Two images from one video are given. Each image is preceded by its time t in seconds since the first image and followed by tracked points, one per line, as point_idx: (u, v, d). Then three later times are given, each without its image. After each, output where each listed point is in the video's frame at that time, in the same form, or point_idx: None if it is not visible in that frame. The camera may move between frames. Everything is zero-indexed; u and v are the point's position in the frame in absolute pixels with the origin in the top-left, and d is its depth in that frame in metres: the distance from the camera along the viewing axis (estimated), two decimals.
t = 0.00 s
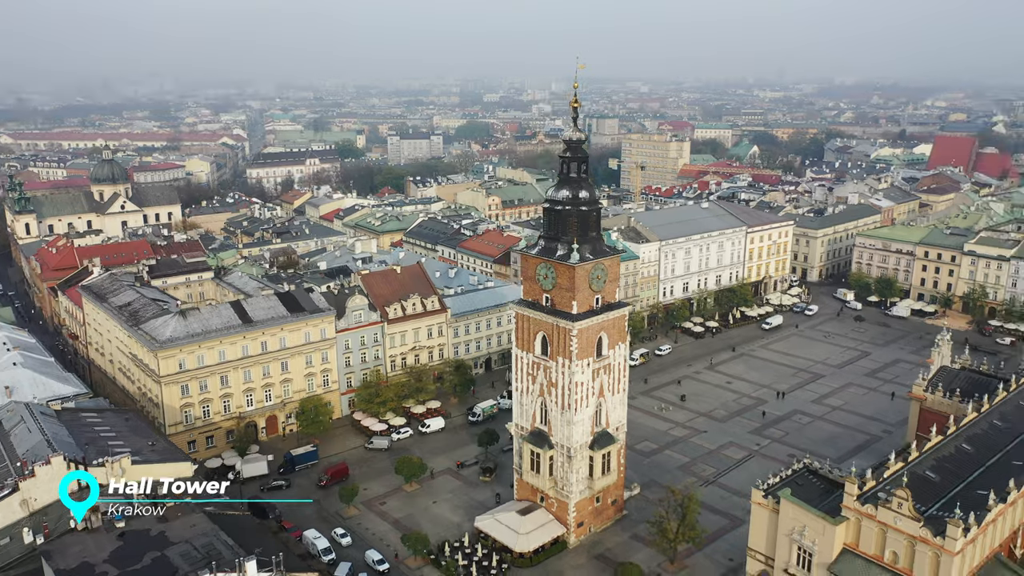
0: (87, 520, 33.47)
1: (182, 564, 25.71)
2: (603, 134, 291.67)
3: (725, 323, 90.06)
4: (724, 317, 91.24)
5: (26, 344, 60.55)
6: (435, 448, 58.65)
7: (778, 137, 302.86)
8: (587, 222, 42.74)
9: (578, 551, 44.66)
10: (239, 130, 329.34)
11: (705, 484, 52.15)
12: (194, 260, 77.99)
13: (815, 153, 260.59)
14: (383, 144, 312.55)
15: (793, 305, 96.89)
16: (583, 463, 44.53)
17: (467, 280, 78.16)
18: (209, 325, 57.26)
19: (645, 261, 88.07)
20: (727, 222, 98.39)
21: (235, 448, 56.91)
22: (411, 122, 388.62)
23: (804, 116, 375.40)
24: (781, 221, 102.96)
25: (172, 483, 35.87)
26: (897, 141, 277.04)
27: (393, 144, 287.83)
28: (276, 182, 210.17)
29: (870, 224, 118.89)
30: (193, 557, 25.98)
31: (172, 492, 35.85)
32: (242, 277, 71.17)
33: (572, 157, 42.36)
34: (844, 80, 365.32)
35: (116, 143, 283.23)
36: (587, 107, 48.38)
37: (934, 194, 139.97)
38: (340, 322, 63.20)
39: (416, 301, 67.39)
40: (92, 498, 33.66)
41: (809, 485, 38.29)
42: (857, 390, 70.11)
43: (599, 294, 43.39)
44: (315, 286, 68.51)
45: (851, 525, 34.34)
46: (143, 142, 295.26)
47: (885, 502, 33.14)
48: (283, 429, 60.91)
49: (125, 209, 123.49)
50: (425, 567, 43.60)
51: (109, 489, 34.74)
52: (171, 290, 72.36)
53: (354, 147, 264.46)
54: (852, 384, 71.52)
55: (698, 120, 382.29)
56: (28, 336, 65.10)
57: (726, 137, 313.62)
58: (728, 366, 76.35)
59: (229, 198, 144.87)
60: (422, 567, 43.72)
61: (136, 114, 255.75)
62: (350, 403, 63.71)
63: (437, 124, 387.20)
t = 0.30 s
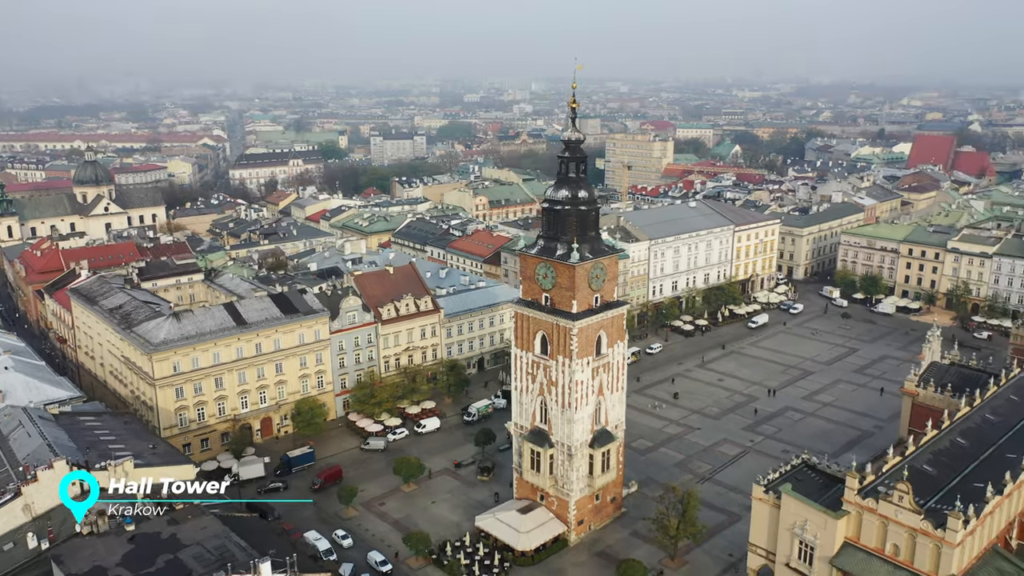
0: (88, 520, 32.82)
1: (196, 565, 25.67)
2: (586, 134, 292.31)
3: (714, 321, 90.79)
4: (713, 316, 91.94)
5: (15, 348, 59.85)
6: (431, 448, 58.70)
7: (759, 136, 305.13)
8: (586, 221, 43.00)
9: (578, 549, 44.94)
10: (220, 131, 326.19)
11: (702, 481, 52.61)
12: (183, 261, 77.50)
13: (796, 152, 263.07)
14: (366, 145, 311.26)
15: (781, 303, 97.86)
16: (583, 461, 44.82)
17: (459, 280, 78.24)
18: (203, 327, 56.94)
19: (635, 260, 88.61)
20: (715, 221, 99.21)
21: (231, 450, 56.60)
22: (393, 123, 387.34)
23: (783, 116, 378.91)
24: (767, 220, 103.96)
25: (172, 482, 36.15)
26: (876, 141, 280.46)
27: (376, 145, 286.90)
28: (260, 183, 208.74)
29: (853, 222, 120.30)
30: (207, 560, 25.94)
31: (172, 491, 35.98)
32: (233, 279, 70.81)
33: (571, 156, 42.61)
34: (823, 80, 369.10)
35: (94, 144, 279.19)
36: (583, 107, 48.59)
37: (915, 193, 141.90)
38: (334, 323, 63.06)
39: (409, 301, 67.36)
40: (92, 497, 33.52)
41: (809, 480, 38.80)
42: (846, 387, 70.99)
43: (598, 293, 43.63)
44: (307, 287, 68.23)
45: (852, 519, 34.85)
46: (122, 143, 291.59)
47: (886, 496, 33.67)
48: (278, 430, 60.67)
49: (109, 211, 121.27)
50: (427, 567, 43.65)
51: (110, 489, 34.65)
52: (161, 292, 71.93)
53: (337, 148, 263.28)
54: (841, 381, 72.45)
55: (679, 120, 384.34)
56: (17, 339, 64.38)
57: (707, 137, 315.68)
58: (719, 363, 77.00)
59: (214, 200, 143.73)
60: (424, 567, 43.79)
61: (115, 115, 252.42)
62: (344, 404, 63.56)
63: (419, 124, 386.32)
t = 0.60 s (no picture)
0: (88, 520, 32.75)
1: (214, 568, 25.69)
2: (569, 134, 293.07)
3: (703, 320, 91.54)
4: (703, 314, 92.71)
5: (6, 352, 59.25)
6: (429, 449, 58.82)
7: (740, 135, 307.56)
8: (588, 221, 43.30)
9: (581, 546, 45.26)
10: (201, 132, 323.09)
11: (700, 478, 53.15)
12: (175, 263, 77.10)
13: (778, 151, 265.43)
14: (349, 146, 310.01)
15: (769, 301, 98.88)
16: (584, 460, 45.11)
17: (451, 280, 78.33)
18: (199, 330, 56.65)
19: (625, 259, 89.19)
20: (703, 220, 100.04)
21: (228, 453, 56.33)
22: (376, 123, 386.20)
23: (763, 115, 382.27)
24: (754, 218, 105.01)
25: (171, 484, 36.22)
26: (855, 140, 283.33)
27: (359, 145, 285.81)
28: (244, 184, 207.22)
29: (838, 220, 121.73)
30: (224, 561, 25.96)
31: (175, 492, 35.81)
32: (225, 281, 70.53)
33: (572, 157, 42.89)
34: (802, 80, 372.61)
35: (74, 145, 275.36)
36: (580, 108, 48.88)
37: (897, 190, 143.84)
38: (329, 325, 62.94)
39: (404, 302, 67.35)
40: (92, 497, 33.28)
41: (810, 475, 39.36)
42: (836, 383, 71.92)
43: (600, 292, 43.94)
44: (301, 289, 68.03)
45: (855, 512, 35.42)
46: (102, 144, 288.12)
47: (888, 490, 34.27)
48: (274, 433, 60.45)
49: (93, 213, 119.81)
50: (431, 567, 43.79)
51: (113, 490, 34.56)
52: (152, 295, 71.56)
53: (320, 149, 262.04)
54: (832, 377, 73.37)
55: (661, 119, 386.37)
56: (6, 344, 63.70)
57: (689, 136, 317.61)
58: (711, 361, 77.67)
59: (199, 201, 142.71)
60: (428, 567, 43.91)
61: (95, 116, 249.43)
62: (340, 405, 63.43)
63: (402, 125, 385.49)
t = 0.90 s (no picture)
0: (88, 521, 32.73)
1: (231, 569, 25.72)
2: (552, 135, 293.63)
3: (693, 318, 92.24)
4: (692, 312, 93.41)
5: None
6: (427, 449, 58.91)
7: (722, 135, 309.80)
8: (588, 221, 43.64)
9: (583, 544, 45.56)
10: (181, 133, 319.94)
11: (697, 474, 53.66)
12: (165, 266, 76.65)
13: (760, 151, 267.72)
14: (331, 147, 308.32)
15: (757, 299, 99.81)
16: (586, 458, 45.41)
17: (444, 280, 78.42)
18: (194, 332, 56.36)
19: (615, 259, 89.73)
20: (691, 219, 100.83)
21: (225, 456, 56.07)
22: (358, 124, 384.61)
23: (744, 115, 385.24)
24: (741, 217, 106.01)
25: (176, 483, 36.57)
26: (835, 139, 286.49)
27: (342, 146, 284.44)
28: (227, 186, 205.41)
29: (822, 219, 123.14)
30: (241, 562, 26.02)
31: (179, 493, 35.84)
32: (217, 283, 70.18)
33: (572, 157, 43.18)
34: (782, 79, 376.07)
35: (51, 147, 271.47)
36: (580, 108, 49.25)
37: (879, 189, 145.78)
38: (325, 326, 62.82)
39: (398, 303, 67.32)
40: (92, 497, 33.14)
41: (811, 470, 39.90)
42: (827, 379, 72.87)
43: (600, 291, 44.30)
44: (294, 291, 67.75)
45: (857, 506, 35.97)
46: (80, 146, 284.28)
47: (890, 483, 34.86)
48: (270, 435, 60.21)
49: (77, 216, 118.40)
50: (435, 567, 43.87)
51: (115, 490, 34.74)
52: (144, 297, 71.12)
53: (304, 150, 260.62)
54: (822, 373, 74.31)
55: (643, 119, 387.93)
56: None
57: (671, 136, 319.32)
58: (702, 359, 78.33)
59: (183, 203, 141.57)
60: (432, 567, 44.00)
61: (73, 118, 246.28)
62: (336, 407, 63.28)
63: (384, 127, 384.27)
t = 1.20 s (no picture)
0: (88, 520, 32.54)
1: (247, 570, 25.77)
2: (532, 135, 294.14)
3: (680, 316, 93.00)
4: (679, 310, 94.15)
5: None
6: (422, 449, 58.98)
7: (700, 134, 312.07)
8: (586, 220, 44.00)
9: (582, 541, 45.86)
10: (157, 135, 316.22)
11: (691, 471, 54.21)
12: (152, 269, 76.15)
13: (738, 150, 270.29)
14: (310, 148, 306.22)
15: (742, 297, 100.76)
16: (584, 455, 45.73)
17: (434, 280, 78.45)
18: (187, 335, 55.99)
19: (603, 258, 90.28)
20: (677, 218, 101.65)
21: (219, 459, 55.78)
22: (336, 125, 382.35)
23: (721, 114, 388.42)
24: (725, 216, 107.05)
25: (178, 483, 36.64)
26: (812, 138, 289.63)
27: (322, 146, 282.67)
28: (207, 187, 203.17)
29: (803, 217, 124.66)
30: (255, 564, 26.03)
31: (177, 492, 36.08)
32: (206, 286, 69.71)
33: (570, 157, 43.51)
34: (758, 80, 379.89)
35: (25, 149, 266.66)
36: (575, 109, 49.63)
37: (858, 187, 147.94)
38: (317, 328, 62.58)
39: (390, 304, 67.22)
40: (91, 498, 32.88)
41: (807, 465, 40.53)
42: (814, 375, 73.93)
43: (598, 290, 44.67)
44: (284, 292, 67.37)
45: (855, 499, 36.59)
46: (54, 148, 279.55)
47: (887, 476, 35.54)
48: (263, 437, 59.90)
49: (57, 219, 116.99)
50: (436, 567, 43.92)
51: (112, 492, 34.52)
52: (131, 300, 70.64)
53: (283, 151, 258.68)
54: (809, 369, 75.35)
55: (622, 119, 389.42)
56: None
57: (650, 135, 321.09)
58: (691, 357, 79.02)
59: (164, 206, 139.96)
60: (433, 567, 44.07)
61: (47, 120, 242.61)
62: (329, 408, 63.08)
63: (363, 128, 382.44)
